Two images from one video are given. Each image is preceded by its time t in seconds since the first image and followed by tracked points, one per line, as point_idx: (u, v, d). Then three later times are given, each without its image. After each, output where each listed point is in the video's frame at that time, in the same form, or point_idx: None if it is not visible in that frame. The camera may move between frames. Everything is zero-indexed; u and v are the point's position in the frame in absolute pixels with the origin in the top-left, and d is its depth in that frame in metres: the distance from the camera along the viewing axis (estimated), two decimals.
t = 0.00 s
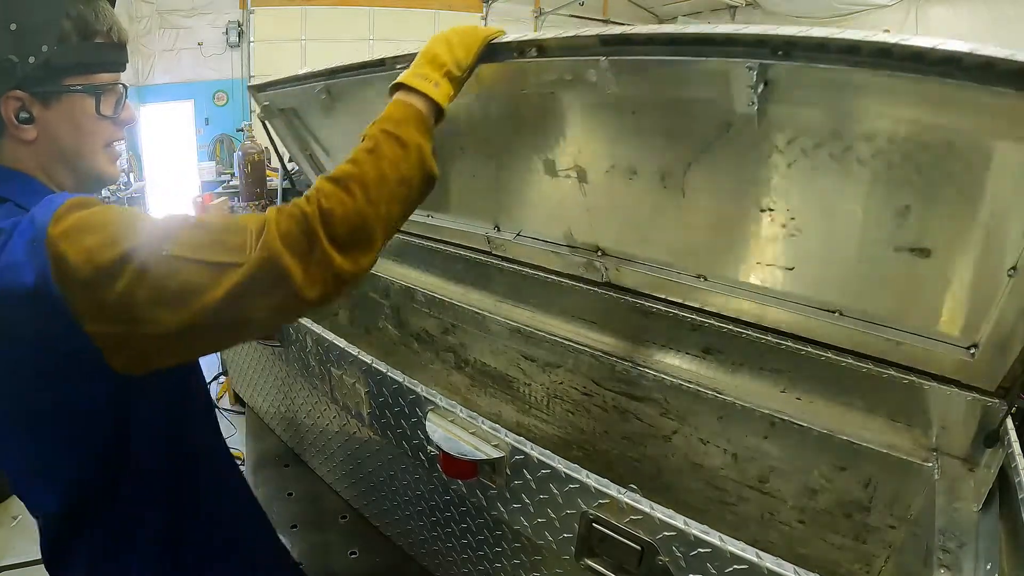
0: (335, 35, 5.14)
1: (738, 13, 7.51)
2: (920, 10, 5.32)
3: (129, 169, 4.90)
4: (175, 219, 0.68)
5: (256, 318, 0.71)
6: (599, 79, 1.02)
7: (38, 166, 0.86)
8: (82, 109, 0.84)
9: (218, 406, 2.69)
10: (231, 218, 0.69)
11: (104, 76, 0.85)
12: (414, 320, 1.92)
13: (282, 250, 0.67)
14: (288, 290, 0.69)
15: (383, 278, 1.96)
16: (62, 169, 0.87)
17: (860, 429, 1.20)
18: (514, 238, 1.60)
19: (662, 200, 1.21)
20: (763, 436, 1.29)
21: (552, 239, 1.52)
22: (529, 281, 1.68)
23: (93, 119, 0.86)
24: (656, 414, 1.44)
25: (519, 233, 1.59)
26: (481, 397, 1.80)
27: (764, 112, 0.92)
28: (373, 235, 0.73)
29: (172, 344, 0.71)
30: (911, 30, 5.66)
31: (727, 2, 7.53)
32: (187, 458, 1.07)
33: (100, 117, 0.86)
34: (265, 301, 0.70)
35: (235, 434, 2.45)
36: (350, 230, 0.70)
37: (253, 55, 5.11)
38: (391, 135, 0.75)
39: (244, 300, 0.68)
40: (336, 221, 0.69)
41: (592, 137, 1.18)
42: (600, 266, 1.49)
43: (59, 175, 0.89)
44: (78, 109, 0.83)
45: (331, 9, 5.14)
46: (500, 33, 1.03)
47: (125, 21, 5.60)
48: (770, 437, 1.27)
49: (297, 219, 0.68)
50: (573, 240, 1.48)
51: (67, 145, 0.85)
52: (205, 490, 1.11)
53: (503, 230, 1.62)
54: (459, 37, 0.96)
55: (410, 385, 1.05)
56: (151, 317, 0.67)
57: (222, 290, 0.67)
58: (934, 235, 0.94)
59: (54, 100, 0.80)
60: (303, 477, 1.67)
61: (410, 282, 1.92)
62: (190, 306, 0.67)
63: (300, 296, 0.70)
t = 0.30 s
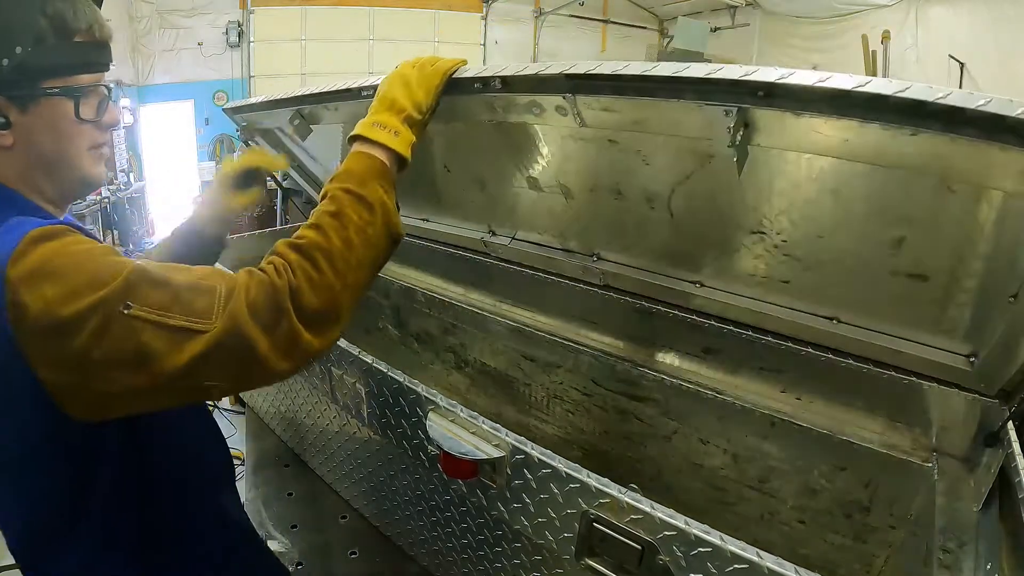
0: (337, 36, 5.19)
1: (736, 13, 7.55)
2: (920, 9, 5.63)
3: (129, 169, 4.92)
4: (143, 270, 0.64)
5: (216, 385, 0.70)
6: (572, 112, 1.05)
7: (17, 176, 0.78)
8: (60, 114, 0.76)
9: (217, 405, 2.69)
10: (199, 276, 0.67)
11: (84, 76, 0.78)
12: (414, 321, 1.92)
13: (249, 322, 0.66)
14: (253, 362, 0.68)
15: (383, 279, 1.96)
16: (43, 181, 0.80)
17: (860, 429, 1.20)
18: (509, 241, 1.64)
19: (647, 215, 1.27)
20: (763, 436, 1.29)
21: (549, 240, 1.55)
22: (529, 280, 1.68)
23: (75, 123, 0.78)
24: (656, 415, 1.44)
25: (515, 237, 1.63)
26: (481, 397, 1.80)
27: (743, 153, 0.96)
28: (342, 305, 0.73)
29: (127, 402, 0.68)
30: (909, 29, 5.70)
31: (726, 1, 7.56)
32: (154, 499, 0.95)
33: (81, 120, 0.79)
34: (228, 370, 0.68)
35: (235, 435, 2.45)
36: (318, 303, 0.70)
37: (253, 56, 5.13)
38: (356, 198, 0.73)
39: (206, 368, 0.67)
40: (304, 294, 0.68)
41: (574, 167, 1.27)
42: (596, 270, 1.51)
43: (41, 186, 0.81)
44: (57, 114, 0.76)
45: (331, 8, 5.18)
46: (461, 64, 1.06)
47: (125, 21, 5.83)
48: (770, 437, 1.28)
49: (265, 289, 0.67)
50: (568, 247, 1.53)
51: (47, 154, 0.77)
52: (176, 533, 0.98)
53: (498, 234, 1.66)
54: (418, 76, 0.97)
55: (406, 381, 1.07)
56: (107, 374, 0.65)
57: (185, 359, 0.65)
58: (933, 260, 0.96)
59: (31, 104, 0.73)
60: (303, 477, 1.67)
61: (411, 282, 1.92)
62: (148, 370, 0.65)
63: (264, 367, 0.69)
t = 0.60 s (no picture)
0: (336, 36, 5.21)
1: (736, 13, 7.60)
2: (920, 10, 5.66)
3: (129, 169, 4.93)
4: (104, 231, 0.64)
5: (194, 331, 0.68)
6: (590, 91, 1.06)
7: (6, 170, 0.78)
8: (46, 110, 0.76)
9: (217, 406, 2.69)
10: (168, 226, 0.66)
11: (67, 72, 0.77)
12: (414, 321, 1.91)
13: (217, 259, 0.64)
14: (225, 302, 0.66)
15: (383, 279, 1.95)
16: (33, 174, 0.81)
17: (860, 429, 1.20)
18: (513, 240, 1.67)
19: (652, 206, 1.28)
20: (763, 436, 1.28)
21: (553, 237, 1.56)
22: (529, 281, 1.68)
23: (59, 120, 0.78)
24: (656, 415, 1.45)
25: (518, 235, 1.66)
26: (481, 397, 1.79)
27: (754, 128, 0.96)
28: (327, 242, 0.70)
29: (106, 361, 0.68)
30: (909, 31, 5.74)
31: (726, 1, 7.57)
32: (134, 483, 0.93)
33: (67, 117, 0.79)
34: (205, 313, 0.67)
35: (235, 435, 2.45)
36: (298, 237, 0.67)
37: (253, 56, 5.16)
38: (359, 137, 0.72)
39: (180, 313, 0.66)
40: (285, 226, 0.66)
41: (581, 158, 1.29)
42: (598, 268, 1.52)
43: (30, 181, 0.82)
44: (42, 111, 0.76)
45: (331, 8, 5.17)
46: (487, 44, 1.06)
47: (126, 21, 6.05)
48: (769, 437, 1.27)
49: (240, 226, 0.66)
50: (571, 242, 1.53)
51: (33, 150, 0.77)
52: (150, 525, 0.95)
53: (501, 233, 1.69)
54: (446, 47, 0.96)
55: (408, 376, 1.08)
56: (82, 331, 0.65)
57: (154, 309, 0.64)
58: (933, 243, 0.96)
59: (16, 103, 0.73)
60: (303, 476, 1.66)
61: (411, 282, 1.91)
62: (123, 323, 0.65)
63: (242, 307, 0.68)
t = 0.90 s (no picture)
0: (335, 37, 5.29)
1: (737, 13, 9.08)
2: (921, 10, 6.56)
3: (129, 169, 4.98)
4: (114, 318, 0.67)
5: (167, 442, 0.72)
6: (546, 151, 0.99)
7: (16, 172, 0.81)
8: (62, 113, 0.80)
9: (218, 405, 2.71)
10: (168, 335, 0.69)
11: (86, 76, 0.82)
12: (414, 321, 1.92)
13: (210, 395, 0.67)
14: (212, 429, 0.70)
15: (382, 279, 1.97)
16: (41, 178, 0.83)
17: (860, 429, 1.21)
18: (505, 246, 1.60)
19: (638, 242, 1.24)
20: (764, 435, 1.28)
21: (544, 246, 1.49)
22: (529, 280, 1.66)
23: (76, 124, 0.82)
24: (656, 415, 1.43)
25: (511, 241, 1.58)
26: (481, 397, 1.80)
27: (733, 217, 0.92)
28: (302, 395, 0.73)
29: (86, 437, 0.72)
30: (911, 29, 6.66)
31: (728, 3, 9.14)
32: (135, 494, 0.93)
33: (83, 120, 0.83)
34: (181, 434, 0.70)
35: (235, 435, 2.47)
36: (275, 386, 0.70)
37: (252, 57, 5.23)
38: (330, 258, 0.74)
39: (170, 431, 0.69)
40: (272, 368, 0.69)
41: (558, 195, 1.18)
42: (593, 275, 1.48)
43: (41, 187, 0.85)
44: (56, 114, 0.79)
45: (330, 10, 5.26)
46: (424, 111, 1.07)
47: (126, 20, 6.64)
48: (770, 437, 1.27)
49: (231, 359, 0.68)
50: (564, 252, 1.47)
51: (46, 153, 0.81)
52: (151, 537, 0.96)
53: (494, 239, 1.61)
54: (385, 107, 0.94)
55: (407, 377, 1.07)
56: (71, 407, 0.70)
57: (146, 420, 0.68)
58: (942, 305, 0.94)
59: (30, 103, 0.76)
60: (302, 476, 1.66)
61: (411, 282, 1.93)
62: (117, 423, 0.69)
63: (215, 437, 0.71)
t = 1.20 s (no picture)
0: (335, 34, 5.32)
1: (737, 13, 9.13)
2: (921, 10, 6.58)
3: (128, 168, 4.99)
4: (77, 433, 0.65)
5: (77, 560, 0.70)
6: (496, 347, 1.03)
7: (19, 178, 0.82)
8: (69, 120, 0.81)
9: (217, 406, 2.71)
10: (123, 466, 0.68)
11: (94, 85, 0.83)
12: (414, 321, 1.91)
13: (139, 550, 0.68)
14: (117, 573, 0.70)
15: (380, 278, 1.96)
16: (44, 187, 0.83)
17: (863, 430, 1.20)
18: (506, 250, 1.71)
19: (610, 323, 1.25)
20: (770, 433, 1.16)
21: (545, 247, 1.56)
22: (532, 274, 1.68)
23: (81, 132, 0.83)
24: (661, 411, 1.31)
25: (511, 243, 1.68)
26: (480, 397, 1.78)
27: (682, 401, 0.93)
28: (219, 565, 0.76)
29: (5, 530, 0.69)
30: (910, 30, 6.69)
31: (728, 3, 9.18)
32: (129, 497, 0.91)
33: (89, 129, 0.84)
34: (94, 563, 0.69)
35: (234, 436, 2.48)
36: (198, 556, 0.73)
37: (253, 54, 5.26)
38: (279, 438, 0.79)
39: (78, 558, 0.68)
40: (201, 538, 0.72)
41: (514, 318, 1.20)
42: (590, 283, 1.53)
43: (45, 197, 0.86)
44: (61, 120, 0.81)
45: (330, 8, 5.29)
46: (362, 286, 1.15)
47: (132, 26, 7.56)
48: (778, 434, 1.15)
49: (171, 521, 0.70)
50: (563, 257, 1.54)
51: (49, 160, 0.81)
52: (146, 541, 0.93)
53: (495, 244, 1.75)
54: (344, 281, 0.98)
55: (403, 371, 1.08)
56: None
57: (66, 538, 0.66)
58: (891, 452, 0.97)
59: (37, 108, 0.78)
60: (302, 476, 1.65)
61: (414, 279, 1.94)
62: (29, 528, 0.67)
63: None
